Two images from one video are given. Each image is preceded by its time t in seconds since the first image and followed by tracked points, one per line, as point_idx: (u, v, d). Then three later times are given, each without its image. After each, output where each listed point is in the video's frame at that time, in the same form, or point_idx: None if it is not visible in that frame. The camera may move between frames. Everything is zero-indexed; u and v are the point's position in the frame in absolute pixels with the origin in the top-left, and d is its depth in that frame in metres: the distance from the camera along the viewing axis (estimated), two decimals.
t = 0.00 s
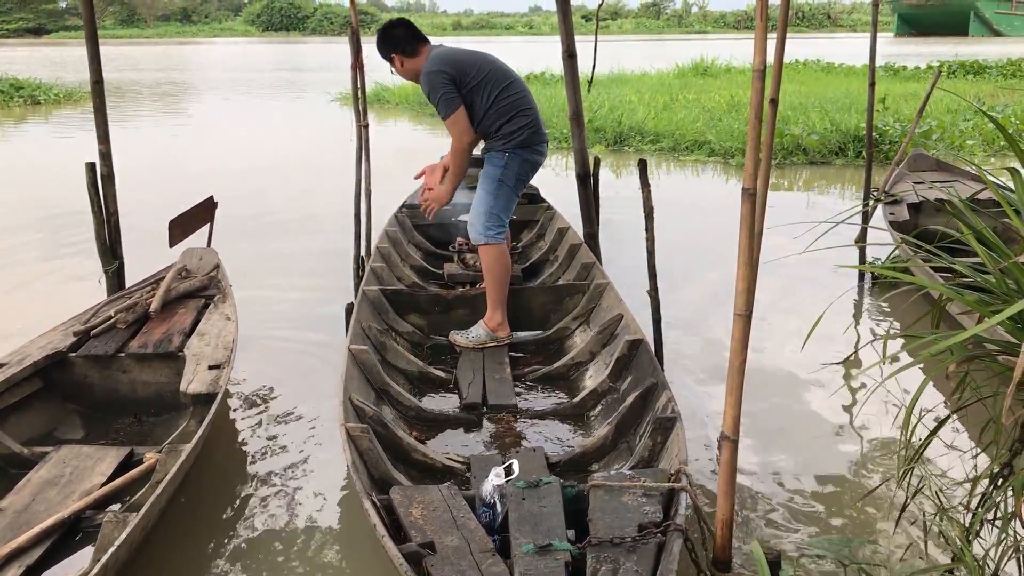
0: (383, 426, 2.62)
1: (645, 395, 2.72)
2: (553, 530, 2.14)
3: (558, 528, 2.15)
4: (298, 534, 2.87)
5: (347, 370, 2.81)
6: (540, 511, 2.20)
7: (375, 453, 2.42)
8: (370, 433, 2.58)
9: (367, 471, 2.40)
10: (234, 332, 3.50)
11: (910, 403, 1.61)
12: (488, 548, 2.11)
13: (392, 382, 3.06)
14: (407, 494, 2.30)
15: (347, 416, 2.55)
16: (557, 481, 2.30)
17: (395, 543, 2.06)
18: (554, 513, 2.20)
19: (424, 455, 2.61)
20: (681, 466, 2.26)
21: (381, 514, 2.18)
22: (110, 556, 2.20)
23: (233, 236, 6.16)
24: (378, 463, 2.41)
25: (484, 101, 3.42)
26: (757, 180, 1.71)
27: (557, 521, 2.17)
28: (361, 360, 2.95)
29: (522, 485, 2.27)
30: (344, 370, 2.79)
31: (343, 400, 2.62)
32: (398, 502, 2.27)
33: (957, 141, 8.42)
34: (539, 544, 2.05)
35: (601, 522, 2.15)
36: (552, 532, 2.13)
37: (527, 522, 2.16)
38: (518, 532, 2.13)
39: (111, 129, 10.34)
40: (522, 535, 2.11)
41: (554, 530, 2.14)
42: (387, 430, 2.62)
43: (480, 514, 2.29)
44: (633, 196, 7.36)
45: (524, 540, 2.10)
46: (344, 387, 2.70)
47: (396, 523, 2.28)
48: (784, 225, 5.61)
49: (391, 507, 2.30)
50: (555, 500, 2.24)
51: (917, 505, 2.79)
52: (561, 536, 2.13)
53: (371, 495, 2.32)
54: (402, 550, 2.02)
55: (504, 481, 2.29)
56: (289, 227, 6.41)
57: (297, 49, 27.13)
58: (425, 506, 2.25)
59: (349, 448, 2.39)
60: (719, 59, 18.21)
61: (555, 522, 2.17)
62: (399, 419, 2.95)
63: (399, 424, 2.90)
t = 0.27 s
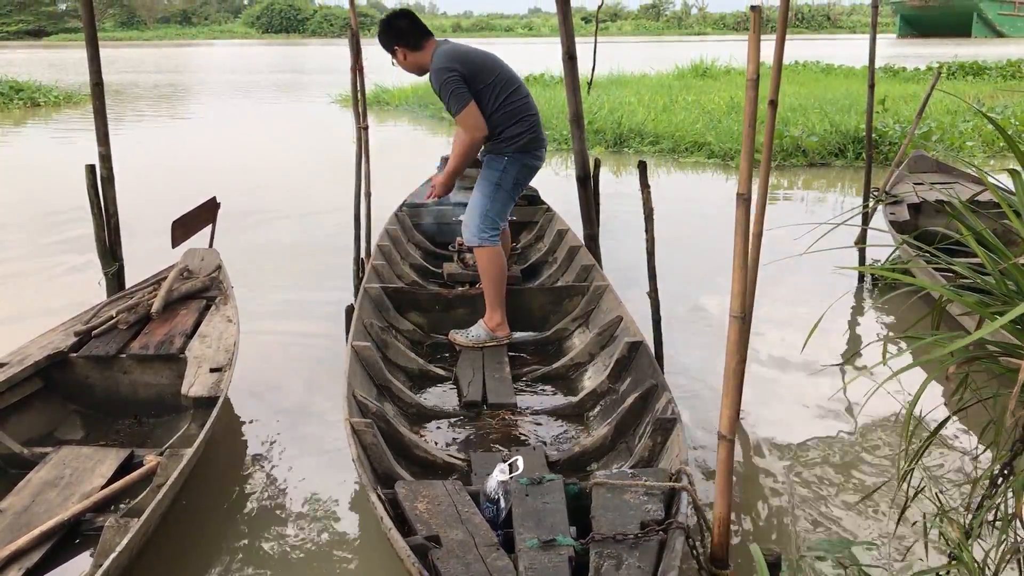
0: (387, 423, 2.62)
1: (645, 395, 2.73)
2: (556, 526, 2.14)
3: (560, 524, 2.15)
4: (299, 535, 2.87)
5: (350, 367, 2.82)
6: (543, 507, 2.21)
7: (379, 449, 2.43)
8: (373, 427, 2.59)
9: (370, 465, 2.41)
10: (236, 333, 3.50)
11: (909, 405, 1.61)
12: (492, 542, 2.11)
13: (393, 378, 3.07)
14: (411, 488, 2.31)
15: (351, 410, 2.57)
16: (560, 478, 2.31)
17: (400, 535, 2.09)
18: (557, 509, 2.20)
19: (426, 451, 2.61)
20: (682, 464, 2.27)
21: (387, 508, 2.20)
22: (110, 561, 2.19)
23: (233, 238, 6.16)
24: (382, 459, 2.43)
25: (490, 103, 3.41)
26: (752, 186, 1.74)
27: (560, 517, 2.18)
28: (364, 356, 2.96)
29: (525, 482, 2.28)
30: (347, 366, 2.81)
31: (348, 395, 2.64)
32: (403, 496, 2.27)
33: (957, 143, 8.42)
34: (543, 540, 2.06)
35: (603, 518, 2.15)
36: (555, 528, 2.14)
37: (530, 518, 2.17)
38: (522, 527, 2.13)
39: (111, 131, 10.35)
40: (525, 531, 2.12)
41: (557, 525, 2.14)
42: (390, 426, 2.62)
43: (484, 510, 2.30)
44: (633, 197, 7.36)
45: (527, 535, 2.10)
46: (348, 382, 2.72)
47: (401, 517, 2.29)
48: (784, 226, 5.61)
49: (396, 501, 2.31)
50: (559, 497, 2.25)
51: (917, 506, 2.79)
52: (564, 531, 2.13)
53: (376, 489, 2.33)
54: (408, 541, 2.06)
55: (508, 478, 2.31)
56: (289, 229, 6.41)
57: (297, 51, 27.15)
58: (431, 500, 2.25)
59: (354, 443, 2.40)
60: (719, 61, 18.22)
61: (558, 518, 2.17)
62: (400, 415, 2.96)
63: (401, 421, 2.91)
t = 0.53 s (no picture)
0: (388, 421, 2.64)
1: (643, 392, 2.74)
2: (555, 519, 2.15)
3: (558, 516, 2.16)
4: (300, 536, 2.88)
5: (351, 365, 2.84)
6: (541, 501, 2.21)
7: (379, 446, 2.44)
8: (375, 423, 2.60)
9: (371, 463, 2.42)
10: (237, 336, 3.50)
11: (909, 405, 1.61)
12: (493, 536, 2.11)
13: (393, 377, 3.08)
14: (412, 484, 2.31)
15: (352, 409, 2.58)
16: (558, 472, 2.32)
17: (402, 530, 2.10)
18: (556, 503, 2.21)
19: (426, 448, 2.61)
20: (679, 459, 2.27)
21: (387, 504, 2.20)
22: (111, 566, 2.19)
23: (234, 239, 6.17)
24: (383, 456, 2.44)
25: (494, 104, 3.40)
26: (741, 194, 1.86)
27: (559, 510, 2.18)
28: (365, 356, 2.98)
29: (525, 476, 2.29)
30: (348, 364, 2.82)
31: (349, 393, 2.66)
32: (404, 492, 2.28)
33: (957, 144, 8.43)
34: (542, 532, 2.06)
35: (601, 511, 2.15)
36: (554, 521, 2.14)
37: (530, 510, 2.17)
38: (521, 520, 2.13)
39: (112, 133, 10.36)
40: (524, 524, 2.12)
41: (556, 518, 2.15)
42: (392, 425, 2.63)
43: (484, 505, 2.30)
44: (634, 198, 7.37)
45: (525, 527, 2.11)
46: (349, 380, 2.73)
47: (402, 512, 2.29)
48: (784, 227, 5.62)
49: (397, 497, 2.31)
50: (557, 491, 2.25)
51: (918, 507, 2.79)
52: (563, 524, 2.14)
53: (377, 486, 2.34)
54: (409, 536, 2.07)
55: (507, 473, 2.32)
56: (290, 231, 6.41)
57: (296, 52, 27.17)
58: (431, 496, 2.26)
59: (354, 441, 2.41)
60: (719, 61, 18.22)
61: (557, 511, 2.18)
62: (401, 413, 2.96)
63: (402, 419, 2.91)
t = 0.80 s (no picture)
0: (390, 418, 2.64)
1: (642, 390, 2.74)
2: (556, 513, 2.16)
3: (558, 511, 2.17)
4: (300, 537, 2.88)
5: (352, 362, 2.84)
6: (542, 496, 2.22)
7: (381, 441, 2.44)
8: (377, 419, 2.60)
9: (373, 458, 2.42)
10: (237, 337, 3.50)
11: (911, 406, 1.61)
12: (494, 528, 2.11)
13: (394, 374, 3.08)
14: (414, 478, 2.31)
15: (354, 405, 2.58)
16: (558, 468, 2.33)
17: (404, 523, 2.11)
18: (556, 498, 2.22)
19: (427, 445, 2.61)
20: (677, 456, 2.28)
21: (390, 498, 2.20)
22: (111, 564, 2.19)
23: (234, 241, 6.17)
24: (385, 451, 2.43)
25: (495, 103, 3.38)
26: (734, 200, 1.88)
27: (559, 505, 2.19)
28: (366, 353, 2.98)
29: (525, 472, 2.29)
30: (349, 362, 2.82)
31: (350, 390, 2.66)
32: (406, 485, 2.28)
33: (957, 145, 8.43)
34: (542, 526, 2.06)
35: (602, 505, 2.16)
36: (554, 515, 2.15)
37: (531, 506, 2.18)
38: (522, 515, 2.15)
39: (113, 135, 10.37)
40: (525, 519, 2.13)
41: (557, 512, 2.16)
42: (393, 422, 2.63)
43: (485, 499, 2.30)
44: (634, 200, 7.37)
45: (526, 522, 2.12)
46: (350, 377, 2.73)
47: (404, 506, 2.29)
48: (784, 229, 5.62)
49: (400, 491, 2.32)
50: (557, 487, 2.26)
51: (919, 509, 2.79)
52: (563, 518, 2.15)
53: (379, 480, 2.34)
54: (411, 529, 2.07)
55: (509, 467, 2.31)
56: (290, 232, 6.42)
57: (297, 54, 27.21)
58: (433, 489, 2.26)
59: (357, 436, 2.41)
60: (719, 63, 18.22)
61: (557, 506, 2.19)
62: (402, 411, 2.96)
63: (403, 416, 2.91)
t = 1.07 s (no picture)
0: (392, 420, 2.64)
1: (642, 390, 2.74)
2: (556, 513, 2.16)
3: (559, 511, 2.17)
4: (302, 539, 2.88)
5: (353, 363, 2.84)
6: (543, 496, 2.22)
7: (383, 442, 2.44)
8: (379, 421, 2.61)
9: (375, 458, 2.42)
10: (239, 339, 3.51)
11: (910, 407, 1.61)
12: (495, 529, 2.11)
13: (396, 376, 3.08)
14: (416, 479, 2.32)
15: (357, 407, 2.58)
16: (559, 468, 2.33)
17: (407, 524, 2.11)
18: (557, 498, 2.22)
19: (428, 445, 2.62)
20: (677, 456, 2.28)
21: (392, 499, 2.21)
22: (111, 565, 2.20)
23: (235, 243, 6.18)
24: (386, 451, 2.44)
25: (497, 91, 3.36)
26: (731, 205, 1.88)
27: (560, 505, 2.20)
28: (368, 354, 2.98)
29: (526, 472, 2.29)
30: (351, 363, 2.83)
31: (353, 392, 2.66)
32: (409, 486, 2.28)
33: (958, 147, 8.42)
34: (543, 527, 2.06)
35: (602, 505, 2.16)
36: (555, 515, 2.15)
37: (532, 506, 2.19)
38: (523, 515, 2.15)
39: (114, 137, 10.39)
40: (526, 519, 2.13)
41: (558, 512, 2.16)
42: (394, 423, 2.63)
43: (487, 499, 2.30)
44: (634, 202, 7.38)
45: (527, 522, 2.12)
46: (352, 379, 2.74)
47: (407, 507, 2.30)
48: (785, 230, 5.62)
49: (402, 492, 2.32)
50: (558, 487, 2.26)
51: (920, 510, 2.79)
52: (564, 518, 2.15)
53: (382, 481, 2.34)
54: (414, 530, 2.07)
55: (509, 468, 2.31)
56: (291, 234, 6.42)
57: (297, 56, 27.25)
58: (435, 489, 2.26)
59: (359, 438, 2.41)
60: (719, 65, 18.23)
61: (557, 506, 2.19)
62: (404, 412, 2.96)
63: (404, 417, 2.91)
